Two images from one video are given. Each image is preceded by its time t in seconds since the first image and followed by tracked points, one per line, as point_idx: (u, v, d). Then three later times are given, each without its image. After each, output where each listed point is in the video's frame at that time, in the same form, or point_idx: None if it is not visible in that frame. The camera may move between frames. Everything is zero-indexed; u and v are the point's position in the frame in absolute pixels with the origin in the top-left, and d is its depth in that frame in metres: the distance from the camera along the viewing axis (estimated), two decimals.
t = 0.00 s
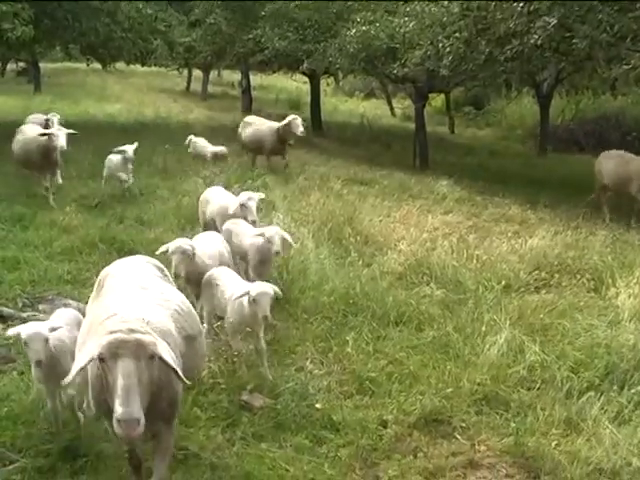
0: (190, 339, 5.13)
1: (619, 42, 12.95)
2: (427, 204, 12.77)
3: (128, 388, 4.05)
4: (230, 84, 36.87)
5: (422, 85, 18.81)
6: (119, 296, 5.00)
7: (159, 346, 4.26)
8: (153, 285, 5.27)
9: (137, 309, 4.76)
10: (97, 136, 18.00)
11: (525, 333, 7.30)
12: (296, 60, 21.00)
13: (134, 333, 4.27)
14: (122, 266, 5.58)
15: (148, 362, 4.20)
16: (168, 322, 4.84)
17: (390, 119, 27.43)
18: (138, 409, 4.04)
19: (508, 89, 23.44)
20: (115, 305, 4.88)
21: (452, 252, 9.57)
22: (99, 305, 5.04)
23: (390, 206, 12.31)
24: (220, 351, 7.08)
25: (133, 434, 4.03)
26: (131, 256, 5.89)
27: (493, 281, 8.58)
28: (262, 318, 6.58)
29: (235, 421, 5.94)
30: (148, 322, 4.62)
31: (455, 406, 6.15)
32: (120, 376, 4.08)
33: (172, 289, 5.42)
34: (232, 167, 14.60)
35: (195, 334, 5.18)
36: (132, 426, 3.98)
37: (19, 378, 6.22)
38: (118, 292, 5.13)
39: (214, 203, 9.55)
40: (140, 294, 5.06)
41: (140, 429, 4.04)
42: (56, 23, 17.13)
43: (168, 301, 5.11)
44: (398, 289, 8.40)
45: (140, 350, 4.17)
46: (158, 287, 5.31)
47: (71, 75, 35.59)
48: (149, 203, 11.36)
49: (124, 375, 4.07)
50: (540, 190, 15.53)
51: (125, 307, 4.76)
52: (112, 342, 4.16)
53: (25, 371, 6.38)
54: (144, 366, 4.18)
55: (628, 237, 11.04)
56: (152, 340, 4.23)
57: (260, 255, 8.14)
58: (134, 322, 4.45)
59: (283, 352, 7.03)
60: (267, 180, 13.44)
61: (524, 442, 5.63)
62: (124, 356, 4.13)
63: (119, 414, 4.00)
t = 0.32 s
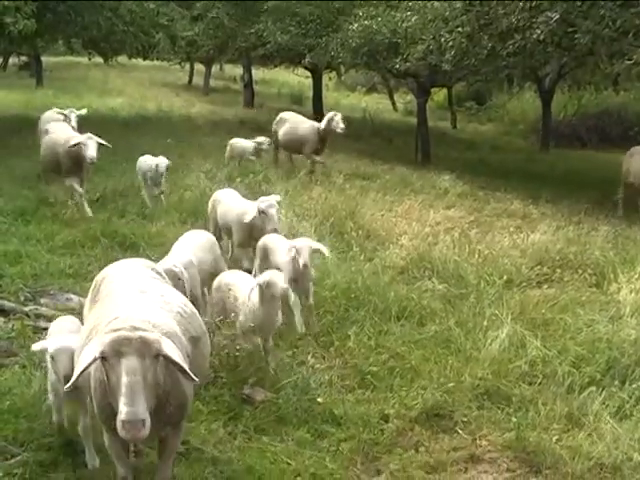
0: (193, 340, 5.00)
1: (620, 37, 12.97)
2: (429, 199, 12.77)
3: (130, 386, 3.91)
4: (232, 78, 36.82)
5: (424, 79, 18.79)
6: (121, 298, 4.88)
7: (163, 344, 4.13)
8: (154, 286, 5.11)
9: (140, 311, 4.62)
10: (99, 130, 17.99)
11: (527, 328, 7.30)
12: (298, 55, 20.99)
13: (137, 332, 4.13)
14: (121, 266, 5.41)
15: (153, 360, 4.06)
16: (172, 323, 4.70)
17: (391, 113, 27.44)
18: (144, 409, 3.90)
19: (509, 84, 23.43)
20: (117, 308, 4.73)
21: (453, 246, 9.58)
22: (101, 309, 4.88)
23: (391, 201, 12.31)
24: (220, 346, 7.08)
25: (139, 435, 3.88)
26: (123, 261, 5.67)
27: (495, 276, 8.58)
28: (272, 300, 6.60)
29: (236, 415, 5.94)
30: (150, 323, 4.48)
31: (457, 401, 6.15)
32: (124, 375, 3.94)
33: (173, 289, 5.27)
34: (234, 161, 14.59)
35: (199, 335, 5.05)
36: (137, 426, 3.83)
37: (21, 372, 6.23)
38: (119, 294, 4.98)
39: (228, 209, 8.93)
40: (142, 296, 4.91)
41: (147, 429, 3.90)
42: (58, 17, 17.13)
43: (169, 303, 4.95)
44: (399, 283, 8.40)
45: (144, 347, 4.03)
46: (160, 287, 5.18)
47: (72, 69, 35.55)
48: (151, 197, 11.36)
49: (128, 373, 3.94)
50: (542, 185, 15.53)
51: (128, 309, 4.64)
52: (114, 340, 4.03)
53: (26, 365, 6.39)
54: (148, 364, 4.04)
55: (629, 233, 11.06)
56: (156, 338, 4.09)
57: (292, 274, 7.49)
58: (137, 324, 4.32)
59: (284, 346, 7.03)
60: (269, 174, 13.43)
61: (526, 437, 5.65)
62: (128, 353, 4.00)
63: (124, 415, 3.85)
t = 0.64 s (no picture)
0: (192, 338, 4.95)
1: (624, 31, 12.97)
2: (431, 192, 12.78)
3: (178, 390, 3.69)
4: (234, 70, 36.77)
5: (427, 72, 18.78)
6: (120, 301, 4.71)
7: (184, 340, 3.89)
8: (151, 286, 5.02)
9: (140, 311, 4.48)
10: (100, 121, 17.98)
11: (529, 321, 7.31)
12: (300, 47, 20.97)
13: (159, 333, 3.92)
14: (118, 268, 5.28)
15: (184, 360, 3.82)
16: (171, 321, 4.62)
17: (394, 106, 27.41)
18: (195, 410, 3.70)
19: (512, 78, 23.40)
20: (115, 308, 4.65)
21: (455, 239, 9.58)
22: (97, 308, 4.82)
23: (393, 193, 12.31)
24: (221, 339, 7.07)
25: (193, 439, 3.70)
26: (122, 257, 5.59)
27: (497, 269, 8.58)
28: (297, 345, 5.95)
29: (239, 406, 5.95)
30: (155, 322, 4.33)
31: (459, 394, 6.15)
32: (168, 383, 3.69)
33: (172, 287, 5.21)
34: (236, 153, 14.59)
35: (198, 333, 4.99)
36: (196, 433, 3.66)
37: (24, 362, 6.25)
38: (116, 294, 4.90)
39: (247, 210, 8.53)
40: (140, 295, 4.85)
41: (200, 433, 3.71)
42: (61, 8, 17.13)
43: (167, 301, 4.88)
44: (402, 275, 8.41)
45: (174, 348, 3.77)
46: (158, 286, 5.06)
47: (75, 60, 35.53)
48: (153, 188, 11.37)
49: (173, 378, 3.70)
50: (544, 179, 15.52)
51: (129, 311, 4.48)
52: (143, 348, 3.72)
53: (29, 355, 6.41)
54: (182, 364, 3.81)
55: (631, 226, 11.06)
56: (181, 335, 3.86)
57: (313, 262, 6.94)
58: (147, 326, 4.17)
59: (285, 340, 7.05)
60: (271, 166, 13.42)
61: (527, 429, 5.67)
62: (163, 359, 3.73)
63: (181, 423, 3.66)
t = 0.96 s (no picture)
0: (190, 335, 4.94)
1: (625, 22, 12.98)
2: (432, 184, 12.77)
3: (227, 389, 3.76)
4: (235, 62, 36.71)
5: (428, 63, 18.76)
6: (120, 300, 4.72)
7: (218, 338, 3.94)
8: (148, 283, 5.00)
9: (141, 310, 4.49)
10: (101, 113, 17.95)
11: (530, 312, 7.31)
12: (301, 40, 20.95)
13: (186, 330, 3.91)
14: (117, 265, 5.25)
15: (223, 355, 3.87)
16: (169, 317, 4.64)
17: (394, 98, 27.38)
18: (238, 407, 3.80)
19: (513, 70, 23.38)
20: (114, 307, 4.65)
21: (457, 231, 9.58)
22: (94, 305, 4.80)
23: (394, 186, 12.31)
24: (222, 331, 7.08)
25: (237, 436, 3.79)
26: (120, 253, 5.58)
27: (499, 261, 8.59)
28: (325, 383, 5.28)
29: (241, 398, 5.96)
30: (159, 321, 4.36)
31: (460, 385, 6.16)
32: (217, 382, 3.77)
33: (169, 285, 5.19)
34: (237, 145, 14.58)
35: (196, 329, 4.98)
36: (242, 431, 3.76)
37: (26, 354, 6.26)
38: (111, 294, 4.90)
39: (269, 209, 8.21)
40: (137, 293, 4.85)
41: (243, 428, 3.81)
42: None
43: (163, 298, 4.87)
44: (403, 267, 8.42)
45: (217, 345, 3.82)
46: (156, 283, 5.06)
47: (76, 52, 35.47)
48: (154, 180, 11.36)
49: (220, 378, 3.77)
50: (545, 170, 15.51)
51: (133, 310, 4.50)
52: (187, 346, 3.75)
53: (31, 347, 6.42)
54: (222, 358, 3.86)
55: (633, 218, 11.06)
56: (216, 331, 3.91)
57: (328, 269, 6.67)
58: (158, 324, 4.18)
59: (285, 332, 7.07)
60: (272, 158, 13.41)
61: (528, 421, 5.69)
62: (209, 357, 3.77)
63: (228, 423, 3.74)
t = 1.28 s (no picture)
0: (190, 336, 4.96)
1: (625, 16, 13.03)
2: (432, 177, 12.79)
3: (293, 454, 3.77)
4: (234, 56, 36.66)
5: (427, 57, 18.76)
6: (126, 303, 4.69)
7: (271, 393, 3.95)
8: (148, 281, 5.02)
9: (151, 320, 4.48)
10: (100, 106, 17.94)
11: (529, 305, 7.32)
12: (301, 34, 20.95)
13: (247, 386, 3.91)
14: (120, 265, 5.25)
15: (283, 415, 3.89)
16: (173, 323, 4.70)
17: (395, 91, 27.38)
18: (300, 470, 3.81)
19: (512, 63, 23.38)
20: (123, 311, 4.58)
21: (456, 225, 9.59)
22: (96, 305, 4.78)
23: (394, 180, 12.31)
24: (221, 324, 7.10)
25: None
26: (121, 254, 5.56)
27: (497, 254, 8.60)
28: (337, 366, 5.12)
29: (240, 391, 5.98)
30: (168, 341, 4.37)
31: (459, 379, 6.17)
32: (289, 451, 3.76)
33: (170, 279, 5.25)
34: (237, 138, 14.58)
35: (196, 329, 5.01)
36: None
37: (26, 347, 6.28)
38: (114, 296, 4.82)
39: (279, 204, 7.90)
40: (139, 293, 4.85)
41: None
42: None
43: (166, 297, 4.93)
44: (403, 260, 8.42)
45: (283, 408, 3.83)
46: (156, 282, 5.07)
47: (76, 46, 35.42)
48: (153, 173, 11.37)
49: (290, 443, 3.78)
50: (545, 164, 15.52)
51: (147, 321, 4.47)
52: (263, 411, 3.76)
53: (31, 340, 6.43)
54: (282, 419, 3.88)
55: (632, 211, 11.08)
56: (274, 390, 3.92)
57: (330, 268, 6.59)
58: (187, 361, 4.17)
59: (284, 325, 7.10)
60: (272, 151, 13.41)
61: (527, 414, 5.70)
62: (280, 421, 3.78)
63: None
